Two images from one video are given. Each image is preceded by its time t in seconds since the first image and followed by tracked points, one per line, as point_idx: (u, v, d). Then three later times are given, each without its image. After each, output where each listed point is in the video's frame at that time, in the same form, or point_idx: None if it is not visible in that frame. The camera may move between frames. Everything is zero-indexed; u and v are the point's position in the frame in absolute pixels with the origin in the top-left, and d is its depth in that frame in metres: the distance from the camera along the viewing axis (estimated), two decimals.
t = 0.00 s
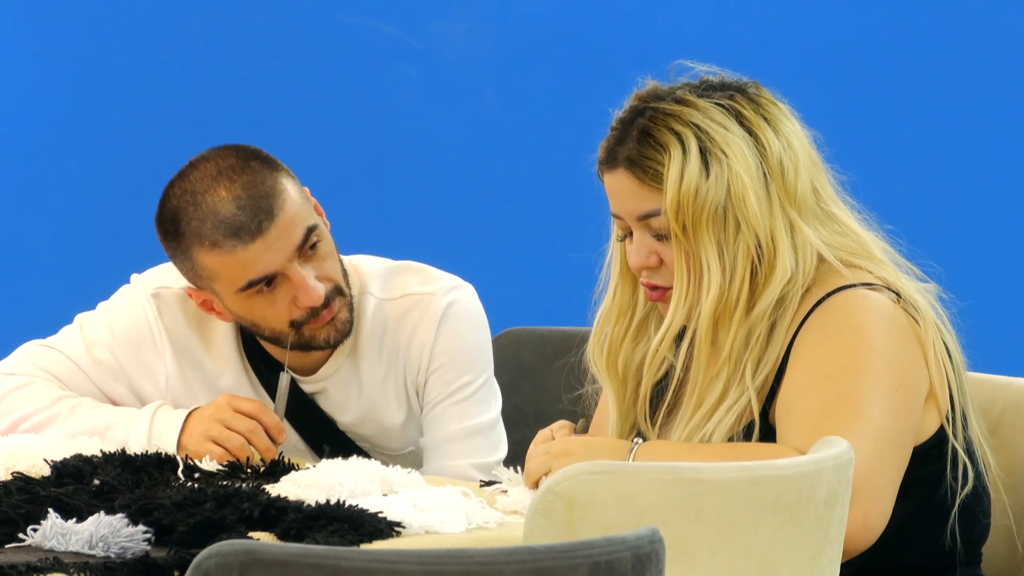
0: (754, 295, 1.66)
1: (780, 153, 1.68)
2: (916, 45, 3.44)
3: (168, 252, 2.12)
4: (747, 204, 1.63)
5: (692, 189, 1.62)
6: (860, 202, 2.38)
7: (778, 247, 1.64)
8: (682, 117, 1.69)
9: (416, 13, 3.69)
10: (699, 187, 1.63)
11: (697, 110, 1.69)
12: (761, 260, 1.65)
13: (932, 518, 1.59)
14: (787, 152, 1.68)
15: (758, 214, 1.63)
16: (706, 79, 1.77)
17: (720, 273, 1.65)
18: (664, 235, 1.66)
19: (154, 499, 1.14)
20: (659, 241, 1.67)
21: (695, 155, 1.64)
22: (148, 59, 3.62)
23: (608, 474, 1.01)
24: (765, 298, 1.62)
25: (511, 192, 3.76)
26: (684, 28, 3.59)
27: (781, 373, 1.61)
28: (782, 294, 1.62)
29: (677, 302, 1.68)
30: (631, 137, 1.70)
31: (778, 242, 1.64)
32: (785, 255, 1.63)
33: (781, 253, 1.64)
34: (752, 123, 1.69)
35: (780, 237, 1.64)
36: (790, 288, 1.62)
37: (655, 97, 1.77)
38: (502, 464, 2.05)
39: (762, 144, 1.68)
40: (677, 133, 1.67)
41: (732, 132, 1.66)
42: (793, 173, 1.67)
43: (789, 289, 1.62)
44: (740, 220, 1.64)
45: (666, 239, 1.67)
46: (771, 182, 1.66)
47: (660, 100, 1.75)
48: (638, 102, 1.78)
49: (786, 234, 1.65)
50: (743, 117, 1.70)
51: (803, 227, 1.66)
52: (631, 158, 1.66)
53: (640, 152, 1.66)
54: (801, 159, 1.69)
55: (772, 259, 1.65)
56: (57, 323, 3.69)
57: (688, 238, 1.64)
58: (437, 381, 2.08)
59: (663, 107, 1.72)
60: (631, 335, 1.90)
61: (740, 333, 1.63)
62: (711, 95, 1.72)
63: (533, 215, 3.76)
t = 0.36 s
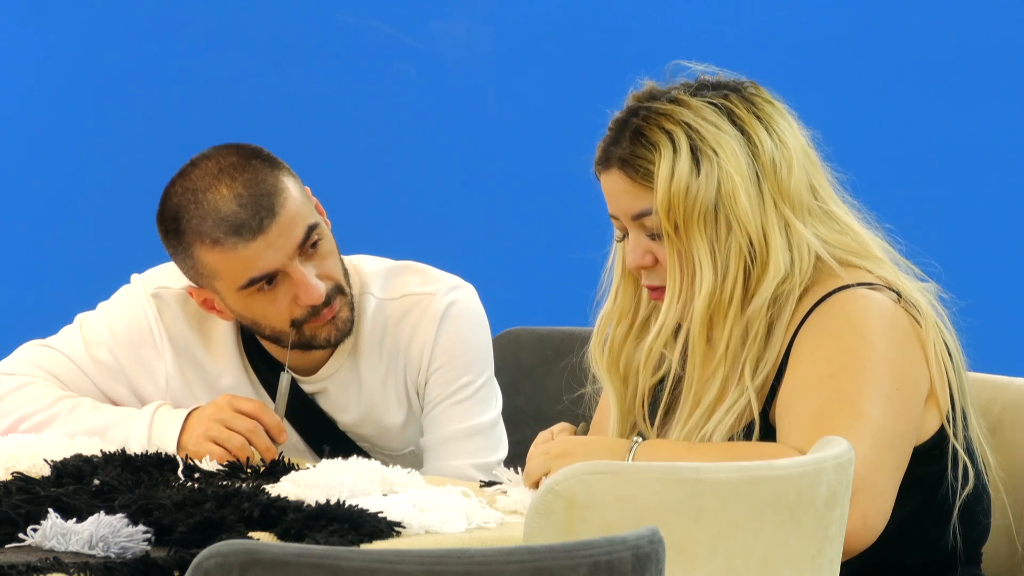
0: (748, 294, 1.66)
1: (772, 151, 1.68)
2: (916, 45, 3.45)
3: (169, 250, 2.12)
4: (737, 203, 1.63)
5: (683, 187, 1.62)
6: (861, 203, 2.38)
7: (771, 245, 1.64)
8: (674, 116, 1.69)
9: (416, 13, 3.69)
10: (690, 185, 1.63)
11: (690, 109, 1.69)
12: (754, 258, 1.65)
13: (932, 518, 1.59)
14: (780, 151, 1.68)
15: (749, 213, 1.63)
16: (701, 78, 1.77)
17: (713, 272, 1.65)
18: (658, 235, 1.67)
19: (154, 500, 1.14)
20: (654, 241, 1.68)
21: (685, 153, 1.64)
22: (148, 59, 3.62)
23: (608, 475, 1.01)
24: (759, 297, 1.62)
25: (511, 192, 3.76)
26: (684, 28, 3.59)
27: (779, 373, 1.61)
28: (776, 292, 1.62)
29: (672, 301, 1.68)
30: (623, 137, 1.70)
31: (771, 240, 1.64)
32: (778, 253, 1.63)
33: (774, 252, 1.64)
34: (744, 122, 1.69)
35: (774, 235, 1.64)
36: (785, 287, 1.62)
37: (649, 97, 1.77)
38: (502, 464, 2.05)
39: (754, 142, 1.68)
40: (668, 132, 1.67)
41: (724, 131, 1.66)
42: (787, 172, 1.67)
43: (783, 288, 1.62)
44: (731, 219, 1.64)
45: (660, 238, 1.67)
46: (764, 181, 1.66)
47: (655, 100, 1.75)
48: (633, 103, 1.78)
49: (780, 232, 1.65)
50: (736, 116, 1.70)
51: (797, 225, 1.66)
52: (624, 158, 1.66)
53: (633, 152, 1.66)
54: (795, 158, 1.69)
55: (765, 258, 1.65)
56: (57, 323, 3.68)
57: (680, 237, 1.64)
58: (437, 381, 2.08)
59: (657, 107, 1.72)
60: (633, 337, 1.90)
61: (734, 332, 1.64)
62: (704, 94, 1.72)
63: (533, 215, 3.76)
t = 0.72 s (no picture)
0: (748, 290, 1.66)
1: (772, 148, 1.68)
2: (915, 45, 3.45)
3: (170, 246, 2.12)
4: (736, 198, 1.63)
5: (681, 182, 1.62)
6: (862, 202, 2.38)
7: (771, 241, 1.64)
8: (673, 112, 1.69)
9: (417, 13, 3.69)
10: (689, 180, 1.63)
11: (689, 105, 1.69)
12: (753, 254, 1.65)
13: (933, 518, 1.59)
14: (779, 147, 1.68)
15: (748, 208, 1.63)
16: (700, 76, 1.77)
17: (713, 268, 1.65)
18: (658, 231, 1.67)
19: (154, 500, 1.14)
20: (654, 237, 1.67)
21: (684, 149, 1.64)
22: (148, 59, 3.62)
23: (608, 474, 1.01)
24: (758, 292, 1.62)
25: (511, 192, 3.76)
26: (684, 28, 3.60)
27: (780, 371, 1.61)
28: (776, 289, 1.62)
29: (671, 298, 1.68)
30: (623, 134, 1.70)
31: (770, 236, 1.64)
32: (777, 249, 1.63)
33: (774, 247, 1.64)
34: (744, 118, 1.69)
35: (773, 231, 1.64)
36: (784, 283, 1.62)
37: (650, 94, 1.77)
38: (502, 463, 2.05)
39: (754, 139, 1.68)
40: (668, 128, 1.67)
41: (723, 126, 1.66)
42: (786, 168, 1.67)
43: (783, 284, 1.62)
44: (730, 214, 1.64)
45: (660, 234, 1.67)
46: (763, 177, 1.66)
47: (655, 97, 1.75)
48: (633, 100, 1.78)
49: (779, 229, 1.65)
50: (736, 112, 1.70)
51: (796, 222, 1.66)
52: (623, 154, 1.66)
53: (632, 147, 1.66)
54: (795, 154, 1.69)
55: (764, 254, 1.65)
56: (57, 323, 3.68)
57: (679, 233, 1.64)
58: (437, 381, 2.08)
59: (656, 104, 1.72)
60: (634, 336, 1.90)
61: (733, 328, 1.64)
62: (704, 91, 1.73)
63: (533, 214, 3.76)
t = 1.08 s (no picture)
0: (748, 290, 1.66)
1: (771, 148, 1.68)
2: (916, 45, 3.45)
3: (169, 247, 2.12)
4: (736, 199, 1.63)
5: (681, 184, 1.62)
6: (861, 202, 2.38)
7: (770, 241, 1.64)
8: (672, 114, 1.69)
9: (416, 13, 3.69)
10: (688, 182, 1.63)
11: (688, 107, 1.69)
12: (753, 255, 1.65)
13: (933, 518, 1.59)
14: (778, 147, 1.68)
15: (748, 208, 1.63)
16: (699, 77, 1.77)
17: (713, 269, 1.65)
18: (658, 232, 1.67)
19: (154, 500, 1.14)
20: (654, 239, 1.67)
21: (683, 150, 1.64)
22: (148, 59, 3.62)
23: (608, 474, 1.01)
24: (758, 293, 1.62)
25: (511, 192, 3.76)
26: (684, 28, 3.59)
27: (781, 372, 1.60)
28: (776, 289, 1.63)
29: (671, 299, 1.68)
30: (622, 136, 1.70)
31: (770, 237, 1.64)
32: (777, 249, 1.63)
33: (774, 248, 1.64)
34: (743, 119, 1.69)
35: (773, 231, 1.64)
36: (784, 283, 1.62)
37: (649, 95, 1.77)
38: (502, 463, 2.05)
39: (753, 139, 1.68)
40: (667, 130, 1.67)
41: (722, 128, 1.66)
42: (785, 169, 1.67)
43: (783, 284, 1.62)
44: (730, 215, 1.64)
45: (660, 236, 1.67)
46: (762, 178, 1.66)
47: (653, 99, 1.75)
48: (632, 101, 1.79)
49: (779, 228, 1.65)
50: (734, 113, 1.70)
51: (796, 222, 1.66)
52: (622, 156, 1.66)
53: (631, 150, 1.66)
54: (794, 155, 1.69)
55: (764, 254, 1.65)
56: (57, 323, 3.68)
57: (679, 234, 1.64)
58: (437, 381, 2.08)
59: (655, 105, 1.72)
60: (635, 336, 1.90)
61: (733, 327, 1.64)
62: (702, 92, 1.73)
63: (533, 214, 3.76)
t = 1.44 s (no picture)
0: (748, 292, 1.66)
1: (768, 149, 1.68)
2: (916, 46, 3.45)
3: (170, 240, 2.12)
4: (735, 201, 1.63)
5: (679, 187, 1.62)
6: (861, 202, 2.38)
7: (769, 243, 1.64)
8: (670, 116, 1.69)
9: (416, 13, 3.68)
10: (687, 184, 1.63)
11: (685, 109, 1.69)
12: (752, 256, 1.65)
13: (933, 517, 1.59)
14: (776, 148, 1.68)
15: (746, 210, 1.63)
16: (696, 79, 1.77)
17: (711, 271, 1.65)
18: (656, 235, 1.67)
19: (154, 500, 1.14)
20: (652, 241, 1.67)
21: (681, 152, 1.64)
22: (148, 59, 3.62)
23: (608, 475, 1.01)
24: (757, 294, 1.63)
25: (511, 192, 3.76)
26: (684, 28, 3.59)
27: (781, 373, 1.61)
28: (775, 290, 1.63)
29: (670, 302, 1.68)
30: (620, 138, 1.70)
31: (769, 239, 1.64)
32: (776, 250, 1.63)
33: (773, 249, 1.64)
34: (740, 120, 1.69)
35: (772, 233, 1.64)
36: (783, 284, 1.62)
37: (646, 97, 1.77)
38: (503, 463, 2.05)
39: (750, 140, 1.68)
40: (664, 132, 1.67)
41: (720, 129, 1.66)
42: (783, 170, 1.67)
43: (782, 285, 1.62)
44: (729, 217, 1.64)
45: (658, 239, 1.67)
46: (760, 179, 1.66)
47: (650, 101, 1.75)
48: (628, 103, 1.79)
49: (778, 230, 1.65)
50: (732, 114, 1.70)
51: (794, 222, 1.66)
52: (620, 159, 1.66)
53: (629, 152, 1.66)
54: (792, 155, 1.69)
55: (763, 255, 1.65)
56: (57, 323, 3.68)
57: (678, 237, 1.64)
58: (438, 380, 2.08)
59: (652, 107, 1.72)
60: (634, 338, 1.90)
61: (732, 328, 1.64)
62: (700, 93, 1.73)
63: (534, 214, 3.76)
